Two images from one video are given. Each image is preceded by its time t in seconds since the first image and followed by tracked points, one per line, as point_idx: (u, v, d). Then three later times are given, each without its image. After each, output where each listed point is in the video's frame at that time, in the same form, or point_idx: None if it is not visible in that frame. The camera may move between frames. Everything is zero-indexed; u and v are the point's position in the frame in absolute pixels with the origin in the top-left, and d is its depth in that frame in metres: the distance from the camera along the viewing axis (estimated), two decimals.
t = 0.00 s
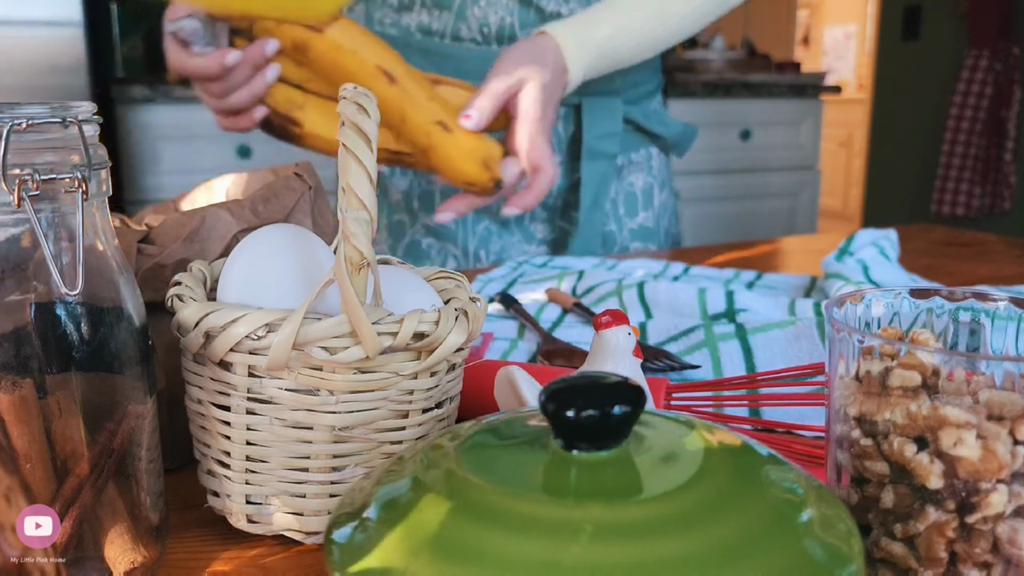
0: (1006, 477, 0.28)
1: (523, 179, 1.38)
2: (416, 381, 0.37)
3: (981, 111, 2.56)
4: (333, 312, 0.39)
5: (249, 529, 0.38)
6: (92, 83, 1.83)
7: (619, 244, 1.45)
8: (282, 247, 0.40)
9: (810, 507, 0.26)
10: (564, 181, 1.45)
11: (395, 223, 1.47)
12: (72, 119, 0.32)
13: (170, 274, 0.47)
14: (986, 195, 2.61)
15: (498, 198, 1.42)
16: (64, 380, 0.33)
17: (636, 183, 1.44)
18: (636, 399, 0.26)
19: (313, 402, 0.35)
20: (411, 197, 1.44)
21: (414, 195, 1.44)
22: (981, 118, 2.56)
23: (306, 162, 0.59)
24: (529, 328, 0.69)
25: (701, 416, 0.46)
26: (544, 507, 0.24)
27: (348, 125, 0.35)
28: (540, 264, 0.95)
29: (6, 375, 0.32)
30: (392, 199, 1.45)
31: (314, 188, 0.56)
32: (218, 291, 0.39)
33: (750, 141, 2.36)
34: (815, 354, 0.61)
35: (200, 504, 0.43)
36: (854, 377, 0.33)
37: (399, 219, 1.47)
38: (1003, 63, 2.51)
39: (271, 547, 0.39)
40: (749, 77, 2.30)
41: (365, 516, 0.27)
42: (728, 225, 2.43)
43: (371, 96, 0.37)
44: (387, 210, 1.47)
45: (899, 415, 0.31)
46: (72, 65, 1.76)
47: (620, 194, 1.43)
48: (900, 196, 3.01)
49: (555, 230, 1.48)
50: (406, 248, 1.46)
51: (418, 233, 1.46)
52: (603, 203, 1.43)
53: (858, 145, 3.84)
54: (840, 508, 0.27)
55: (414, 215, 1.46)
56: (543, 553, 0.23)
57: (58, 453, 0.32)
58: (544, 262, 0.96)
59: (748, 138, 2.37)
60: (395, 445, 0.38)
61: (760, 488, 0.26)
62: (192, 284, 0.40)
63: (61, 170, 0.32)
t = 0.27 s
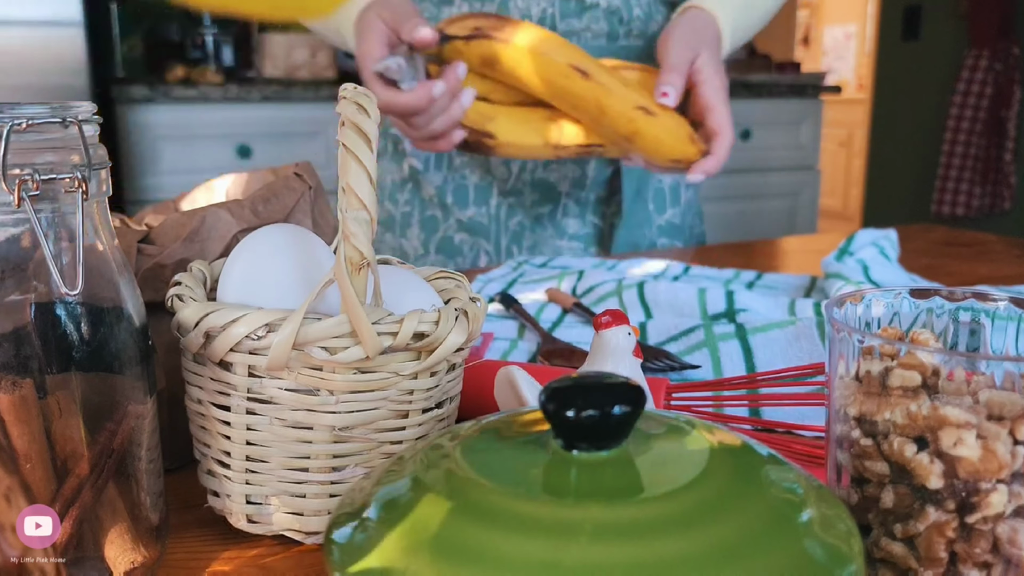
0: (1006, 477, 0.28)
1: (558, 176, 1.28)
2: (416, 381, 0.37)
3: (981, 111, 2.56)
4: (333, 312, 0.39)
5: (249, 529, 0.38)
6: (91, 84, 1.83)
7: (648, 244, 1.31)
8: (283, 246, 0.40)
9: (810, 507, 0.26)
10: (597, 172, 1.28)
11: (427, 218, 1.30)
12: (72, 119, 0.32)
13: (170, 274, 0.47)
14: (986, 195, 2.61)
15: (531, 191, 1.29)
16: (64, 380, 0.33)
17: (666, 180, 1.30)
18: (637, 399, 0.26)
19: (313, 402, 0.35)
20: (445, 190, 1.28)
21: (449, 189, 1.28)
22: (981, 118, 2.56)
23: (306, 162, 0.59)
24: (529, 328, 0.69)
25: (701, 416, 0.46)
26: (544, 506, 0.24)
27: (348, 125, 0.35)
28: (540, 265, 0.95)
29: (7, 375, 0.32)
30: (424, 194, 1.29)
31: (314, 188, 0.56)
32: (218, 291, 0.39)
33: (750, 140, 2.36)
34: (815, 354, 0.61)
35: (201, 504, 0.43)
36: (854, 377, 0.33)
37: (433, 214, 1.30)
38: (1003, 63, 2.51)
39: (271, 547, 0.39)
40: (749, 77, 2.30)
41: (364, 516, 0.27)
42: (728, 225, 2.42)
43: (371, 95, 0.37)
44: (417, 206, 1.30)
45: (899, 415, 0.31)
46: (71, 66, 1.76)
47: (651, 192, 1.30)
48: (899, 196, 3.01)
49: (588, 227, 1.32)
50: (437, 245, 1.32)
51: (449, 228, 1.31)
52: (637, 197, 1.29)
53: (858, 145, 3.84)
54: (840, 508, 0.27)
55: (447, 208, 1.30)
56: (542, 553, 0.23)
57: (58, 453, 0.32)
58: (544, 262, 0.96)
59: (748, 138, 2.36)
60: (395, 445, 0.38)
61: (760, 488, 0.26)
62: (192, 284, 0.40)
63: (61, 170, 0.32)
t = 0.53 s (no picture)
0: (1005, 477, 0.28)
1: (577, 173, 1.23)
2: (416, 381, 0.37)
3: (981, 111, 2.56)
4: (333, 313, 0.39)
5: (249, 528, 0.38)
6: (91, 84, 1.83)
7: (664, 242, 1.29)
8: (283, 247, 0.40)
9: (810, 507, 0.26)
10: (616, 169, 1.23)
11: (445, 215, 1.22)
12: (72, 119, 0.32)
13: (170, 274, 0.47)
14: (986, 195, 2.61)
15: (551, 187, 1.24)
16: (64, 380, 0.33)
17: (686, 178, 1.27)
18: (637, 399, 0.26)
19: (312, 402, 0.35)
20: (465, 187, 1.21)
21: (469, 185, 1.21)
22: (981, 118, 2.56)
23: (306, 162, 0.59)
24: (529, 328, 0.69)
25: (700, 416, 0.46)
26: (544, 506, 0.24)
27: (348, 125, 0.35)
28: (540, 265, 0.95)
29: (7, 374, 0.32)
30: (443, 191, 1.21)
31: (314, 188, 0.56)
32: (218, 291, 0.39)
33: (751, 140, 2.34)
34: (815, 354, 0.61)
35: (201, 504, 0.43)
36: (854, 377, 0.33)
37: (452, 211, 1.22)
38: (1003, 63, 2.51)
39: (270, 547, 0.39)
40: (750, 77, 2.30)
41: (365, 516, 0.27)
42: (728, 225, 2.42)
43: (371, 96, 0.37)
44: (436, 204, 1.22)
45: (899, 415, 0.31)
46: (71, 66, 1.76)
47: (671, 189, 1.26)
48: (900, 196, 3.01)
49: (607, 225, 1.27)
50: (456, 243, 1.23)
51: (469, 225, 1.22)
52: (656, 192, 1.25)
53: (859, 145, 3.83)
54: (840, 508, 0.27)
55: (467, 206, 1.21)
56: (542, 553, 0.23)
57: (58, 453, 0.32)
58: (545, 262, 0.95)
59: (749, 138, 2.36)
60: (395, 445, 0.38)
61: (760, 488, 0.26)
62: (192, 284, 0.40)
63: (61, 170, 0.32)
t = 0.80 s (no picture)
0: (1005, 476, 0.28)
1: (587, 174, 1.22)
2: (416, 381, 0.37)
3: (981, 110, 2.56)
4: (333, 312, 0.39)
5: (249, 528, 0.38)
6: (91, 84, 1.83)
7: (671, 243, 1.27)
8: (284, 247, 0.40)
9: (810, 507, 0.26)
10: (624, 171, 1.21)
11: (454, 214, 1.21)
12: (71, 119, 0.32)
13: (170, 274, 0.47)
14: (986, 195, 2.62)
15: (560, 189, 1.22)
16: (64, 380, 0.33)
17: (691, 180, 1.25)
18: (637, 399, 0.26)
19: (312, 402, 0.35)
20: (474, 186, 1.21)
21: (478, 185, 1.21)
22: (981, 118, 2.56)
23: (306, 162, 0.59)
24: (529, 328, 0.69)
25: (701, 416, 0.46)
26: (544, 506, 0.24)
27: (348, 126, 0.35)
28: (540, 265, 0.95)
29: (7, 374, 0.32)
30: (451, 189, 1.21)
31: (314, 188, 0.56)
32: (218, 291, 0.39)
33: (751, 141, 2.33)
34: (815, 354, 0.61)
35: (201, 504, 0.43)
36: (854, 377, 0.33)
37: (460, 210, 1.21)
38: (1003, 63, 2.50)
39: (270, 547, 0.39)
40: (750, 77, 2.29)
41: (365, 516, 0.27)
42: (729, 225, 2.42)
43: (371, 96, 0.37)
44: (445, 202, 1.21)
45: (899, 415, 0.31)
46: (71, 66, 1.76)
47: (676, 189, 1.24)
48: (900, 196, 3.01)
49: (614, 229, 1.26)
50: (464, 241, 1.22)
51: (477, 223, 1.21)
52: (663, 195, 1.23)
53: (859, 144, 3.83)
54: (841, 508, 0.27)
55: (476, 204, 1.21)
56: (542, 552, 0.23)
57: (58, 453, 0.32)
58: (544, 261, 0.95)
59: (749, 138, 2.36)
60: (395, 445, 0.38)
61: (760, 488, 0.26)
62: (192, 284, 0.40)
63: (61, 170, 0.32)
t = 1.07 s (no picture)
0: (1005, 477, 0.28)
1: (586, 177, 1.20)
2: (416, 381, 0.37)
3: (981, 111, 2.56)
4: (333, 312, 0.39)
5: (249, 529, 0.38)
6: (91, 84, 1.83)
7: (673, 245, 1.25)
8: (284, 247, 0.40)
9: (810, 507, 0.26)
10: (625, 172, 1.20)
11: (457, 214, 1.21)
12: (72, 119, 0.32)
13: (170, 274, 0.47)
14: (986, 195, 2.61)
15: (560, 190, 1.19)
16: (64, 380, 0.33)
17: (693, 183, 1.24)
18: (637, 399, 0.26)
19: (312, 402, 0.35)
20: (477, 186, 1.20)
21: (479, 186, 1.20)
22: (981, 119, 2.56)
23: (306, 162, 0.59)
24: (529, 329, 0.69)
25: (700, 417, 0.46)
26: (545, 506, 0.24)
27: (348, 126, 0.35)
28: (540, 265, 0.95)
29: (7, 374, 0.32)
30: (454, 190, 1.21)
31: (314, 188, 0.56)
32: (218, 291, 0.39)
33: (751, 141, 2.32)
34: (815, 354, 0.61)
35: (200, 504, 0.43)
36: (854, 377, 0.33)
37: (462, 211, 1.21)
38: (1003, 63, 2.50)
39: (270, 547, 0.39)
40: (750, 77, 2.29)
41: (365, 516, 0.27)
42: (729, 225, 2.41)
43: (371, 96, 0.37)
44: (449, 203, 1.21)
45: (899, 415, 0.31)
46: (71, 66, 1.76)
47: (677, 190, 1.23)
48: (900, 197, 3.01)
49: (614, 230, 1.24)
50: (467, 241, 1.21)
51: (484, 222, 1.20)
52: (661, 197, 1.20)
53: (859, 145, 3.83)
54: (840, 508, 0.27)
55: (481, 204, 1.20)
56: (542, 552, 0.23)
57: (58, 453, 0.32)
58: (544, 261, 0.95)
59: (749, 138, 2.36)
60: (395, 445, 0.38)
61: (760, 488, 0.26)
62: (192, 284, 0.40)
63: (61, 170, 0.32)
